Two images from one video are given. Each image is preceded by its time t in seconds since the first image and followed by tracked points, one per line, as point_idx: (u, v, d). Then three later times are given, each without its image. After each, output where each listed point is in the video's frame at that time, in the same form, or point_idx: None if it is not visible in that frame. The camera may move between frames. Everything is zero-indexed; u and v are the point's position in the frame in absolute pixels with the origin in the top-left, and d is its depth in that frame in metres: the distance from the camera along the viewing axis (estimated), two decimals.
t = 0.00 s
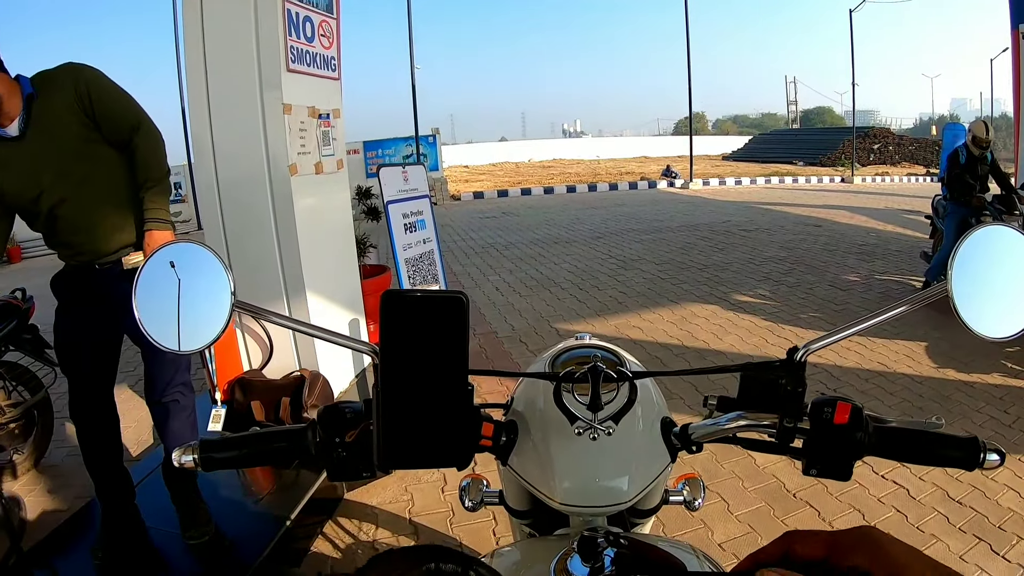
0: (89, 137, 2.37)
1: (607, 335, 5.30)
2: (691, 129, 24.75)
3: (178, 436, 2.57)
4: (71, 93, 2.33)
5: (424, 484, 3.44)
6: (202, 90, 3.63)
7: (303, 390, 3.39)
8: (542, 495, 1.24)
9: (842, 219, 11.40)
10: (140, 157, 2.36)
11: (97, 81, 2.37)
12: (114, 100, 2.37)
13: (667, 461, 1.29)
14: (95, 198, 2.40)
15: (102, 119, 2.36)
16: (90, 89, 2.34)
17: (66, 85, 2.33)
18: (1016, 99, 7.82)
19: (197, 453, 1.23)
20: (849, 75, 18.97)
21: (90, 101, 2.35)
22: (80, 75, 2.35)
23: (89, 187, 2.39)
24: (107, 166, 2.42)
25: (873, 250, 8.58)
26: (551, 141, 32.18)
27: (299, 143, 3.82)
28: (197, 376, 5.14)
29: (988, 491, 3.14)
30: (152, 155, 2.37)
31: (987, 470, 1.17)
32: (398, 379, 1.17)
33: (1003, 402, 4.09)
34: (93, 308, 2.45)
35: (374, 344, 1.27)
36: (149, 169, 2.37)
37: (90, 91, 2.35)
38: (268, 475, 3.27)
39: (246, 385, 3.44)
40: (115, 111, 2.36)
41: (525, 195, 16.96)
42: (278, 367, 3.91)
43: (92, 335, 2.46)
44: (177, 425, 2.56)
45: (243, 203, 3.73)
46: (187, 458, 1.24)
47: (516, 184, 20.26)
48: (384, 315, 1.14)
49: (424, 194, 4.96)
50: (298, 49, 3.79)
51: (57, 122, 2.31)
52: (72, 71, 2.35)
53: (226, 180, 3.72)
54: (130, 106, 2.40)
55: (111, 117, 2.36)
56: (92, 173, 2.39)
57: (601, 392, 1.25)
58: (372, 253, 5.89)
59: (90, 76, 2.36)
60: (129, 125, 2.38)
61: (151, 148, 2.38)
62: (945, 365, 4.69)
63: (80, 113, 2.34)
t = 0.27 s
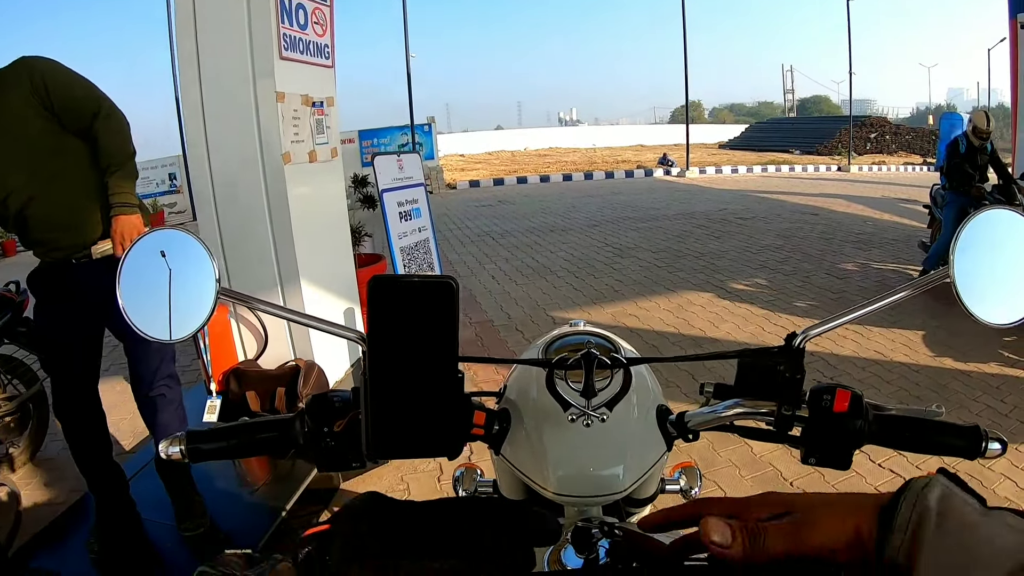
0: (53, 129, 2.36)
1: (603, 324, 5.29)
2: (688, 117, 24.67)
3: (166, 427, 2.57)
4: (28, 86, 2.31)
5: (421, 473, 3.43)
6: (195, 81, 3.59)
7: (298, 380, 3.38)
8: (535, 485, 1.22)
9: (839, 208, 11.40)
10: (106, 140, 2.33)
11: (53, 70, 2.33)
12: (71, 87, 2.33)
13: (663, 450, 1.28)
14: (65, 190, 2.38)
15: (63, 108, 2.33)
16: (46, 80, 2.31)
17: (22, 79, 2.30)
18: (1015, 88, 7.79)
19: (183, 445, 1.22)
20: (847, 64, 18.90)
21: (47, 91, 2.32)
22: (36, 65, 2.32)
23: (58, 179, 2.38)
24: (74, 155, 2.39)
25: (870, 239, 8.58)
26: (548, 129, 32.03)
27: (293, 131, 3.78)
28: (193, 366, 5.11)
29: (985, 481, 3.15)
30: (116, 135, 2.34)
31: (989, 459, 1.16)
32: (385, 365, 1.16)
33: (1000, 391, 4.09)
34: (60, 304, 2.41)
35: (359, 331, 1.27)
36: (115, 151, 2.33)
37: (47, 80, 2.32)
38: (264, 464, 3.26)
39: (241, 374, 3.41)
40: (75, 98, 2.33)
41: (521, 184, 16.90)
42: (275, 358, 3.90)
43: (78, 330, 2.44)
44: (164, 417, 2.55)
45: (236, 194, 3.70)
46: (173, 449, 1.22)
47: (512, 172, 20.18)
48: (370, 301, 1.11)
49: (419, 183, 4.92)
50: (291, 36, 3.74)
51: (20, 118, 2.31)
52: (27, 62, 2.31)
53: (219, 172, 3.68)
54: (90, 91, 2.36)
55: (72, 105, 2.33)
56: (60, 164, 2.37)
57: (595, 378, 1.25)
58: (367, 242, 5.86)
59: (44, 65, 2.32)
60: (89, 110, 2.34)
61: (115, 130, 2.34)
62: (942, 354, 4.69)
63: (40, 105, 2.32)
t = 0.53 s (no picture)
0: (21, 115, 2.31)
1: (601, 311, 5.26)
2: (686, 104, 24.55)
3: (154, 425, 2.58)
4: None
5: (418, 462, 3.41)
6: (186, 68, 3.52)
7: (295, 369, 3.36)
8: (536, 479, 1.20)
9: (837, 194, 11.37)
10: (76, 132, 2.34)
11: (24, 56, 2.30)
12: (43, 75, 2.31)
13: (668, 441, 1.25)
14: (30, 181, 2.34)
15: (34, 96, 2.30)
16: (20, 71, 2.28)
17: None
18: (1015, 73, 7.74)
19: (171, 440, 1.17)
20: (845, 49, 18.81)
21: (18, 79, 2.29)
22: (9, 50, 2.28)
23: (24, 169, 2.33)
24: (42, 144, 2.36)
25: (868, 225, 8.56)
26: (544, 115, 31.84)
27: (286, 118, 3.72)
28: (190, 357, 5.07)
29: (985, 469, 3.14)
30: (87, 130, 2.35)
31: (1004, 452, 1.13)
32: (379, 355, 1.12)
33: (1000, 378, 4.09)
34: (27, 302, 2.33)
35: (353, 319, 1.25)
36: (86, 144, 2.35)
37: (19, 67, 2.28)
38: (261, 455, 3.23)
39: (237, 364, 3.38)
40: (46, 87, 2.31)
41: (517, 170, 16.81)
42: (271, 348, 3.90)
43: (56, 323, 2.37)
44: (153, 415, 2.56)
45: (230, 183, 3.65)
46: (161, 445, 1.17)
47: (509, 159, 20.08)
48: (361, 291, 1.10)
49: (415, 169, 4.87)
50: (284, 22, 3.67)
51: None
52: None
53: (212, 160, 3.63)
54: (61, 81, 2.34)
55: (43, 94, 2.31)
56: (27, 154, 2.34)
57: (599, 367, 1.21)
58: (363, 229, 5.81)
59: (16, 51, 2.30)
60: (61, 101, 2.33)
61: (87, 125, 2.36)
62: (942, 341, 4.69)
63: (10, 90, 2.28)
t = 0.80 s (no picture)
0: None
1: (594, 299, 5.23)
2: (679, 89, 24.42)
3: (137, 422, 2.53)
4: None
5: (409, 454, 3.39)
6: (169, 55, 3.42)
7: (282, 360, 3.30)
8: (516, 483, 1.17)
9: (830, 179, 11.35)
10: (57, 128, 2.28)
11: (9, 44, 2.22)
12: (27, 66, 2.23)
13: (653, 443, 1.22)
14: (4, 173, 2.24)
15: (15, 86, 2.23)
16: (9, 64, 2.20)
17: None
18: (1010, 58, 7.69)
19: (137, 446, 1.14)
20: (839, 33, 18.70)
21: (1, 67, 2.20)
22: None
23: None
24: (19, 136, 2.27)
25: (861, 211, 8.55)
26: (537, 100, 31.63)
27: (271, 106, 3.64)
28: (178, 348, 5.02)
29: (978, 458, 3.15)
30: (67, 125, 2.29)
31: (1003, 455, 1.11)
32: (344, 360, 1.09)
33: (992, 366, 4.09)
34: None
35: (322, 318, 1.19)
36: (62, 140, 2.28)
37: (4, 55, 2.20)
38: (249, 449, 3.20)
39: (225, 356, 3.34)
40: (31, 80, 2.24)
41: (509, 156, 16.71)
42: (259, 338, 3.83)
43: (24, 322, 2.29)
44: (135, 413, 2.51)
45: (215, 173, 3.58)
46: (128, 450, 1.14)
47: (501, 145, 19.95)
48: (325, 295, 1.05)
49: (404, 156, 4.81)
50: (268, 7, 3.58)
51: None
52: None
53: (197, 148, 3.55)
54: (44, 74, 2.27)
55: (24, 85, 2.23)
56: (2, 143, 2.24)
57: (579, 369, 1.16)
58: (352, 217, 5.74)
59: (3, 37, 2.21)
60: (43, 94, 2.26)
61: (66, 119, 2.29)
62: (935, 329, 4.68)
63: None
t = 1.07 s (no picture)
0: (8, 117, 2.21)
1: (589, 297, 5.23)
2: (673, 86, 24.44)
3: (127, 429, 2.51)
4: None
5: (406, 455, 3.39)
6: (161, 56, 3.41)
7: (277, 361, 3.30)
8: (508, 486, 1.18)
9: (824, 175, 11.38)
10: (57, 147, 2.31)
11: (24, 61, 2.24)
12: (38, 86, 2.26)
13: (645, 444, 1.22)
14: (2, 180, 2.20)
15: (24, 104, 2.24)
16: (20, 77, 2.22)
17: None
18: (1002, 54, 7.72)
19: (132, 453, 1.14)
20: (833, 28, 18.71)
21: (15, 85, 2.22)
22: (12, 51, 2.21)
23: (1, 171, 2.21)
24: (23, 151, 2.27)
25: (856, 207, 8.58)
26: (532, 98, 31.58)
27: (265, 108, 3.64)
28: (174, 350, 5.01)
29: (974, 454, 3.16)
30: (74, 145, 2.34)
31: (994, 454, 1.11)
32: (335, 368, 1.09)
33: (987, 361, 4.11)
34: None
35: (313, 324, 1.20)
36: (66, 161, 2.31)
37: (19, 74, 2.22)
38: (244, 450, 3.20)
39: (220, 358, 3.33)
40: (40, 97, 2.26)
41: (504, 154, 16.69)
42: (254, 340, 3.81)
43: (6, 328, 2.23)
44: (122, 418, 2.49)
45: (208, 174, 3.57)
46: (122, 458, 1.14)
47: (495, 143, 19.95)
48: (313, 302, 1.05)
49: (398, 156, 4.80)
50: (260, 9, 3.57)
51: None
52: None
53: (190, 149, 3.54)
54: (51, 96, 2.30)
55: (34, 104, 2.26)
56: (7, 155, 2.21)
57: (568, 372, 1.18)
58: (347, 217, 5.72)
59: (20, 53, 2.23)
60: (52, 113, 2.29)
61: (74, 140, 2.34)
62: (930, 324, 4.70)
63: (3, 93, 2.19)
